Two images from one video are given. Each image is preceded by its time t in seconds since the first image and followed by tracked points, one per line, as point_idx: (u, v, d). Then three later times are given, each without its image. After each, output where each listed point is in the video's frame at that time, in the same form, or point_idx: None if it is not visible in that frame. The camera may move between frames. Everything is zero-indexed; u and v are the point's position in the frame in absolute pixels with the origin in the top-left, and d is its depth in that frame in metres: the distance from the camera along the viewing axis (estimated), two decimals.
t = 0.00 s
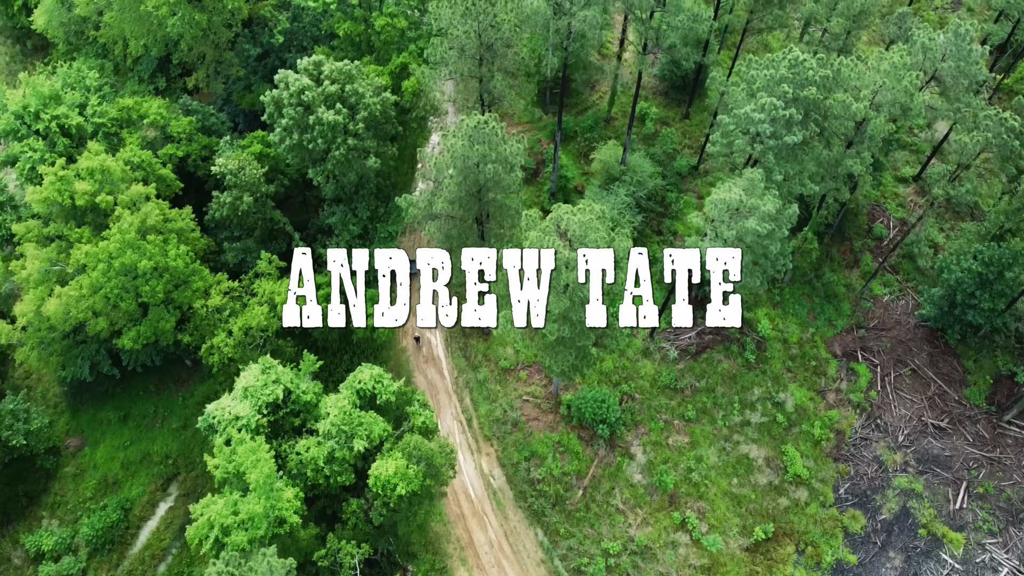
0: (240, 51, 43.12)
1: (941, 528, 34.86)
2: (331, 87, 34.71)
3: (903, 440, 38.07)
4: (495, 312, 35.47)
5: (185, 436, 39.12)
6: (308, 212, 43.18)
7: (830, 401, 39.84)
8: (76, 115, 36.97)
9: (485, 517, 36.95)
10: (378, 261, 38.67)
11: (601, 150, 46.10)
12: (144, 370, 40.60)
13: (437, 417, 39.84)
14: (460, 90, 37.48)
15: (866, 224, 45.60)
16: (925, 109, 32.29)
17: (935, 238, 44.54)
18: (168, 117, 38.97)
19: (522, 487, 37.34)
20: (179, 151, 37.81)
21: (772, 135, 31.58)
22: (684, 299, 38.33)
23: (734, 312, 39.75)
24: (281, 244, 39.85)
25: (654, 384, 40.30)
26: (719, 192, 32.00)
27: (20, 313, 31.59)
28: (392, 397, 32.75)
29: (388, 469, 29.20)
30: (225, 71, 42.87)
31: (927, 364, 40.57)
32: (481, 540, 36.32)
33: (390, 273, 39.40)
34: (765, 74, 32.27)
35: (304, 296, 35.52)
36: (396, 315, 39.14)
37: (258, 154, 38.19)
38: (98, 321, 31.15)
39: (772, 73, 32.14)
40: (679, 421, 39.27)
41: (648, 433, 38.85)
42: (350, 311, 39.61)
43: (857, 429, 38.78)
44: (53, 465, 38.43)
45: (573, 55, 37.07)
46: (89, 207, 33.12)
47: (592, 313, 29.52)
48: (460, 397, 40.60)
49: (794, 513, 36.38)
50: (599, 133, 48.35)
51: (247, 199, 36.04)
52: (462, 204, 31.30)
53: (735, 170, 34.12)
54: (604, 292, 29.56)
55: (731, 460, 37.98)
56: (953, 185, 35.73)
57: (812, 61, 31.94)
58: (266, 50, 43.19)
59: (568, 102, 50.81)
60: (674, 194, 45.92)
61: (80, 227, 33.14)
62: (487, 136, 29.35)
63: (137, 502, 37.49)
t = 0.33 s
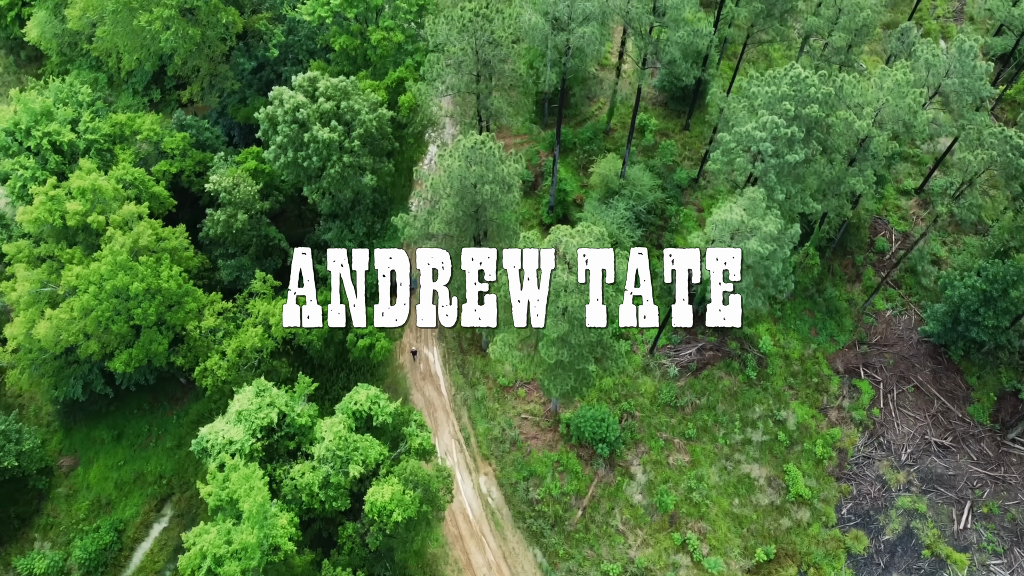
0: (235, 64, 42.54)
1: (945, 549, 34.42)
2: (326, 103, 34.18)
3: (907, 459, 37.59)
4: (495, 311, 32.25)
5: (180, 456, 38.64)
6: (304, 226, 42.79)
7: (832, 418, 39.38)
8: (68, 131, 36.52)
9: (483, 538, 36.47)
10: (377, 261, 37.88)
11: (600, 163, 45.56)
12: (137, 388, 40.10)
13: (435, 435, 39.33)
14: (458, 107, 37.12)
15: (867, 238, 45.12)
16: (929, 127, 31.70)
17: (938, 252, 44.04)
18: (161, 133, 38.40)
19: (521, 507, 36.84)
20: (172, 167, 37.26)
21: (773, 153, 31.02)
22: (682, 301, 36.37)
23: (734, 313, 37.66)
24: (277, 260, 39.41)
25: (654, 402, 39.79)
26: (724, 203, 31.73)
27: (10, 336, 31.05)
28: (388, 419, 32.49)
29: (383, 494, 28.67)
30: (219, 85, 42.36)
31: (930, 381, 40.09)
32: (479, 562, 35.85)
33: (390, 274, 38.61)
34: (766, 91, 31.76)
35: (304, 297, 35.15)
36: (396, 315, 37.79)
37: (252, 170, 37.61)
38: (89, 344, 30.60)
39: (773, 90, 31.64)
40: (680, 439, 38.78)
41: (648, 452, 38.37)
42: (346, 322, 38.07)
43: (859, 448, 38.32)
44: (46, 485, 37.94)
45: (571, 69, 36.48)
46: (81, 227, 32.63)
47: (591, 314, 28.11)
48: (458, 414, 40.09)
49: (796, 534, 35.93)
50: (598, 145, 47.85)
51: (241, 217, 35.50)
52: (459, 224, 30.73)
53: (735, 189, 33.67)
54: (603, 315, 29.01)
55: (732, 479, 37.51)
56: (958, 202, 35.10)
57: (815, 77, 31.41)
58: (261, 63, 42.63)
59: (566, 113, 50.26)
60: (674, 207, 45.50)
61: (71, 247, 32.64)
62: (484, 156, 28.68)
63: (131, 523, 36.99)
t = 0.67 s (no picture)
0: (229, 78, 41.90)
1: (950, 573, 33.87)
2: (320, 121, 33.55)
3: (911, 480, 37.02)
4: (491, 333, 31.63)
5: (173, 476, 38.09)
6: (300, 242, 42.24)
7: (835, 438, 38.82)
8: (58, 149, 36.00)
9: (481, 561, 35.91)
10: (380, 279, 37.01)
11: (599, 177, 44.93)
12: (130, 407, 39.52)
13: (432, 455, 38.76)
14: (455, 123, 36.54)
15: (870, 252, 44.58)
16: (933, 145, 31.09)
17: (942, 267, 43.48)
18: (153, 150, 37.79)
19: (519, 529, 36.28)
20: (165, 185, 36.66)
21: (776, 173, 30.43)
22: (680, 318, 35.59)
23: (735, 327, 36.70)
24: (271, 278, 38.89)
25: (654, 421, 39.24)
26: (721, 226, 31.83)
27: None
28: (384, 442, 32.10)
29: (379, 523, 28.06)
30: (213, 99, 41.77)
31: (934, 399, 39.53)
32: None
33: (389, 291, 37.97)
34: (769, 109, 31.17)
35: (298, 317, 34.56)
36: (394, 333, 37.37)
37: (246, 187, 36.98)
38: (78, 370, 30.01)
39: (775, 108, 31.05)
40: (680, 459, 38.23)
41: (648, 472, 37.81)
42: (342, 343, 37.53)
43: (863, 468, 37.74)
44: (37, 507, 37.36)
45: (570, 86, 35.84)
46: (71, 249, 32.06)
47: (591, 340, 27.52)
48: (455, 434, 39.53)
49: (798, 557, 35.41)
50: (597, 158, 47.28)
51: (235, 236, 34.87)
52: (456, 247, 30.09)
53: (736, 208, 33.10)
54: (602, 340, 28.40)
55: (734, 500, 36.97)
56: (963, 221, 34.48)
57: (817, 96, 30.83)
58: (256, 77, 42.01)
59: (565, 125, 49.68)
60: (674, 221, 45.11)
61: (61, 269, 32.08)
62: (481, 179, 28.00)
63: (123, 546, 36.40)
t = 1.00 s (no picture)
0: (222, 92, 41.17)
1: None
2: (313, 139, 32.83)
3: (916, 501, 36.28)
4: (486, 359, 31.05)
5: (165, 499, 37.36)
6: (294, 258, 41.54)
7: (838, 458, 38.14)
8: (47, 166, 35.38)
9: None
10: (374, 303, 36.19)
11: (597, 192, 44.19)
12: (121, 428, 38.79)
13: (428, 477, 38.13)
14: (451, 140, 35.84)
15: (873, 267, 43.92)
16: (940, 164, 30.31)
17: (947, 282, 42.73)
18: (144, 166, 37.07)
19: (517, 553, 35.59)
20: (156, 203, 35.95)
21: (779, 194, 29.77)
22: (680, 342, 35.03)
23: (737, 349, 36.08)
24: (265, 296, 38.21)
25: (654, 441, 38.54)
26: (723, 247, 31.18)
27: None
28: (379, 467, 31.47)
29: (373, 554, 27.31)
30: (205, 113, 41.08)
31: (939, 418, 38.84)
32: None
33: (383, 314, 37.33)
34: (772, 128, 30.46)
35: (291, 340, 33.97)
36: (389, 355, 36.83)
37: (238, 205, 36.29)
38: (65, 397, 29.30)
39: (778, 126, 30.34)
40: (681, 480, 37.53)
41: (649, 494, 37.11)
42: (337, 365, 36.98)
43: (867, 489, 37.02)
44: (26, 531, 36.64)
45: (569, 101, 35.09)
46: (58, 271, 31.37)
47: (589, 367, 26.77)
48: (452, 455, 38.84)
49: None
50: (597, 171, 46.58)
51: (227, 256, 34.16)
52: (452, 270, 29.37)
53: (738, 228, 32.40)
54: (602, 366, 27.66)
55: (736, 523, 36.29)
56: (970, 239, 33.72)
57: (821, 114, 30.13)
58: (249, 90, 41.26)
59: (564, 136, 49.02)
60: (674, 236, 44.46)
61: (48, 292, 31.42)
62: (477, 202, 27.33)
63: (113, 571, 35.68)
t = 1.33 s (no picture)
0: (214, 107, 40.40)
1: None
2: (306, 159, 32.06)
3: (922, 525, 35.46)
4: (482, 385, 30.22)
5: (155, 523, 36.56)
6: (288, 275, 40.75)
7: (842, 480, 37.37)
8: (34, 185, 34.58)
9: None
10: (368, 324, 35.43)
11: (596, 207, 43.41)
12: (110, 450, 37.99)
13: (424, 500, 37.38)
14: (447, 157, 35.06)
15: (877, 283, 43.17)
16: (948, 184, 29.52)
17: (953, 298, 41.97)
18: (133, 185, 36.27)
19: None
20: (145, 222, 35.15)
21: (782, 216, 29.00)
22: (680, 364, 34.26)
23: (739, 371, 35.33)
24: (257, 315, 37.45)
25: (655, 462, 37.77)
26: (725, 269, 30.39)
27: None
28: (374, 494, 30.72)
29: None
30: (197, 127, 40.28)
31: (945, 439, 38.06)
32: None
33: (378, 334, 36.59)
34: (775, 148, 29.71)
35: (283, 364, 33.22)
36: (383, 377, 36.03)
37: (229, 224, 35.50)
38: (49, 426, 28.50)
39: (782, 146, 29.58)
40: (682, 504, 36.77)
41: (649, 518, 36.34)
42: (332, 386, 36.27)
43: (872, 512, 36.21)
44: (13, 557, 35.85)
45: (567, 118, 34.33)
46: (43, 295, 30.59)
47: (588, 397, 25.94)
48: (449, 477, 38.03)
49: None
50: (596, 184, 45.81)
51: (217, 276, 33.35)
52: (447, 295, 28.54)
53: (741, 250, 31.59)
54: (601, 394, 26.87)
55: (738, 548, 35.54)
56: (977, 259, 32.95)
57: (826, 134, 29.36)
58: (242, 104, 40.45)
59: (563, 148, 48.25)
60: (674, 251, 43.70)
61: (33, 316, 30.62)
62: (472, 227, 26.55)
63: None
